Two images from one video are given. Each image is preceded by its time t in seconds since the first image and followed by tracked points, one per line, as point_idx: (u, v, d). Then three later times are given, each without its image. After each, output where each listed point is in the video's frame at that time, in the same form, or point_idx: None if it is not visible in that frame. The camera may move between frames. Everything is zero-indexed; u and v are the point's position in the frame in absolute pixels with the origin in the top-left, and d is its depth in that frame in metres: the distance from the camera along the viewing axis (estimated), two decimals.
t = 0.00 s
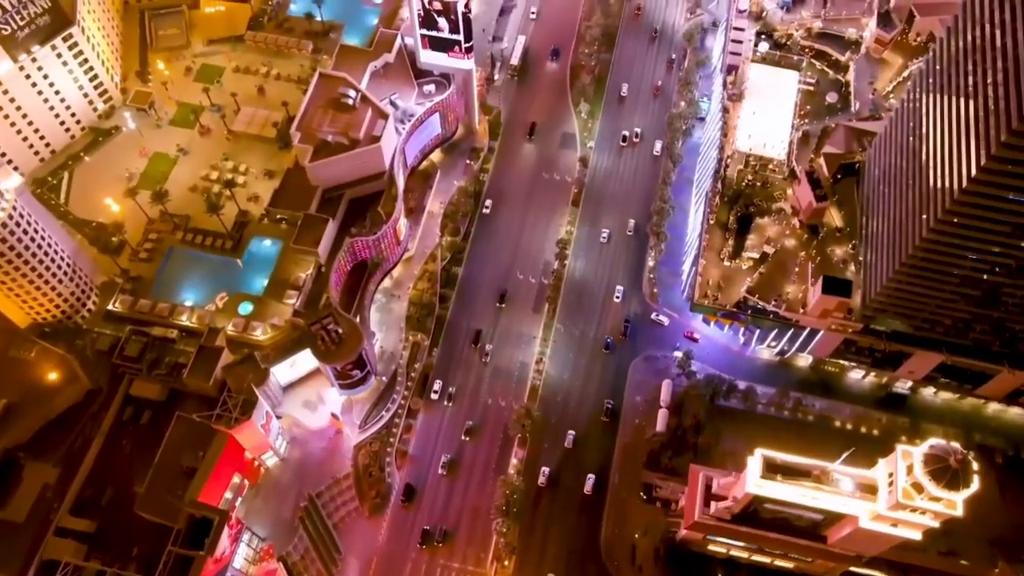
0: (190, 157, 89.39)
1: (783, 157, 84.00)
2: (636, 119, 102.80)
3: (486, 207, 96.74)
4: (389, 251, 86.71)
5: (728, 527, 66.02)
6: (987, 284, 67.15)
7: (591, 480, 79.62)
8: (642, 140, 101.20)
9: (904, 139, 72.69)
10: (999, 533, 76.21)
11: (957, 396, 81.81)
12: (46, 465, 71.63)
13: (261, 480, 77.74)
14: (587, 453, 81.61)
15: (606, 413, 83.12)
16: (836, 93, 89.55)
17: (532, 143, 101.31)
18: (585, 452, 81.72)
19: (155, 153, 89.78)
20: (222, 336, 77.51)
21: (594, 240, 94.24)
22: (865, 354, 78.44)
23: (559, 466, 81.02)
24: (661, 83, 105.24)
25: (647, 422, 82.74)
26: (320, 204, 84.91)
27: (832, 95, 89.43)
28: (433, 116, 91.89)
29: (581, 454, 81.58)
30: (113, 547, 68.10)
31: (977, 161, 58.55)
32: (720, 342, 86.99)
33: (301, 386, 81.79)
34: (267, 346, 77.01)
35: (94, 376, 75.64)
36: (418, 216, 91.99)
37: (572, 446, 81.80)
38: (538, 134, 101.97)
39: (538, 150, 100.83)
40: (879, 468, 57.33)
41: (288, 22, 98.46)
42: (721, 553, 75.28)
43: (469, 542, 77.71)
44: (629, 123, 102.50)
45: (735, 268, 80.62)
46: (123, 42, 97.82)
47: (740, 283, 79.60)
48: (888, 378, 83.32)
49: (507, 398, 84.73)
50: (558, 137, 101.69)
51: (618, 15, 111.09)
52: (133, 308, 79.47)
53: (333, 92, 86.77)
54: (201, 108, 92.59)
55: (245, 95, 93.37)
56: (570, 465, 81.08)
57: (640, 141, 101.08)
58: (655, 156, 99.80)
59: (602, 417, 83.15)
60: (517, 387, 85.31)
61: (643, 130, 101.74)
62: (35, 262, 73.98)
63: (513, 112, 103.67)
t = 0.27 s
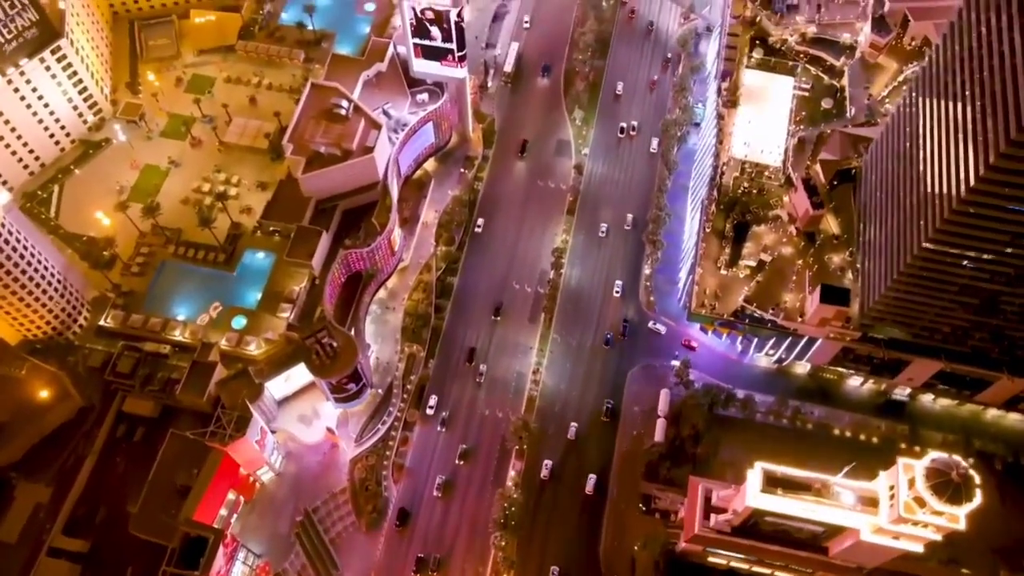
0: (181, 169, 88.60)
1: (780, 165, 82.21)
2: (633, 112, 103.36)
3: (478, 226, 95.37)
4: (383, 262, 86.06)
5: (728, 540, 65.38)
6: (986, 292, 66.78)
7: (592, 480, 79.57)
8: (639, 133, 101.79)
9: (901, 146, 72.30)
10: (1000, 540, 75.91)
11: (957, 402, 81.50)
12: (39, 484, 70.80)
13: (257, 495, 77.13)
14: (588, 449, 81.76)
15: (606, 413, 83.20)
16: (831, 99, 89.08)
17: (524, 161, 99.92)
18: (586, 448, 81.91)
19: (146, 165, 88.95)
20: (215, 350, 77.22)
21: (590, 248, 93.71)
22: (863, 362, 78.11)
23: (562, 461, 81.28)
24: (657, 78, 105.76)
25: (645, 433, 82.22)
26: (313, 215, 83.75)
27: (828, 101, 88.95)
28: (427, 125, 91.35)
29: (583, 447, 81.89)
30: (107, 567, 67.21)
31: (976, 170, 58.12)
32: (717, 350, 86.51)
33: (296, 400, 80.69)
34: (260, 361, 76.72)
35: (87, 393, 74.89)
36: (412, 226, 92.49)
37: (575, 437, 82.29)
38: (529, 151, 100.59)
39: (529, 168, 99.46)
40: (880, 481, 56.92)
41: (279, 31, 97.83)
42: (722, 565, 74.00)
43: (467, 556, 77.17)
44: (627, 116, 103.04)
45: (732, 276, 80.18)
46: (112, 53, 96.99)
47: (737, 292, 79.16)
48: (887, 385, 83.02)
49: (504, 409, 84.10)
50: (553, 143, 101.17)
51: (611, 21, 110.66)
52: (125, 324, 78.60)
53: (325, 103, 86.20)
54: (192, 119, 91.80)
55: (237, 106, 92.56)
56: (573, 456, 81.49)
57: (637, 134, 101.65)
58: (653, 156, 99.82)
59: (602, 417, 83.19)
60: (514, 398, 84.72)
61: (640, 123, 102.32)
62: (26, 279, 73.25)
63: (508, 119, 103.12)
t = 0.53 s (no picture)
0: (174, 180, 87.83)
1: (777, 170, 82.27)
2: (630, 106, 103.80)
3: (471, 243, 94.28)
4: (378, 272, 85.48)
5: (728, 552, 64.82)
6: (985, 299, 66.38)
7: (592, 479, 79.52)
8: (636, 126, 102.14)
9: (899, 153, 71.90)
10: (1001, 547, 75.58)
11: (956, 408, 81.30)
12: (32, 500, 70.10)
13: (253, 510, 76.42)
14: (589, 444, 82.03)
15: (606, 413, 83.18)
16: (827, 104, 88.81)
17: (517, 177, 98.81)
18: (586, 443, 82.16)
19: (138, 176, 88.19)
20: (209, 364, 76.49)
21: (586, 256, 93.24)
22: (862, 369, 77.73)
23: (564, 454, 81.59)
24: (654, 73, 106.03)
25: (644, 441, 81.75)
26: (307, 226, 83.56)
27: (824, 106, 88.70)
28: (421, 133, 90.86)
29: (585, 440, 82.24)
30: None
31: (974, 180, 57.73)
32: (715, 357, 86.05)
33: (291, 413, 80.38)
34: (255, 374, 76.13)
35: (80, 408, 73.93)
36: (407, 234, 91.69)
37: (577, 430, 82.64)
38: (522, 167, 99.51)
39: (522, 184, 98.32)
40: (881, 491, 56.43)
41: (272, 40, 97.17)
42: None
43: (466, 568, 76.55)
44: (624, 109, 103.46)
45: (730, 284, 79.77)
46: (103, 63, 96.25)
47: (735, 300, 78.73)
48: (886, 392, 82.67)
49: (501, 419, 83.51)
50: (548, 150, 100.71)
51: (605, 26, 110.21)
52: (119, 338, 77.90)
53: (318, 112, 85.55)
54: (184, 129, 91.07)
55: (229, 115, 91.88)
56: (576, 447, 81.96)
57: (635, 127, 101.98)
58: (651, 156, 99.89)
59: (602, 417, 83.18)
60: (512, 408, 84.13)
61: (637, 116, 102.69)
62: (17, 292, 72.21)
63: (502, 126, 102.61)
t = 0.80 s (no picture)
0: (164, 193, 86.93)
1: (771, 176, 82.65)
2: (626, 97, 104.31)
3: (463, 263, 92.97)
4: (372, 284, 84.85)
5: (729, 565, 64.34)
6: (984, 307, 65.90)
7: (593, 479, 79.34)
8: (632, 117, 102.60)
9: (895, 160, 71.38)
10: (1001, 553, 75.37)
11: (954, 413, 81.14)
12: (24, 523, 69.19)
13: (248, 527, 75.30)
14: (588, 439, 82.37)
15: (605, 413, 83.20)
16: (821, 109, 88.50)
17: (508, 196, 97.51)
18: (587, 435, 82.62)
19: (128, 190, 87.23)
20: (202, 380, 75.42)
21: (581, 264, 92.75)
22: (861, 376, 77.35)
23: (566, 446, 82.08)
24: (649, 66, 106.39)
25: (641, 452, 81.34)
26: (299, 239, 82.69)
27: (818, 111, 88.36)
28: (414, 142, 90.12)
29: (586, 432, 82.73)
30: None
31: (971, 190, 57.22)
32: (712, 366, 85.55)
33: (286, 428, 79.48)
34: (249, 390, 75.20)
35: (72, 426, 73.39)
36: (401, 244, 90.61)
37: (580, 422, 83.11)
38: (514, 186, 98.20)
39: (513, 203, 97.03)
40: (882, 504, 55.99)
41: (262, 49, 96.22)
42: None
43: None
44: (619, 100, 103.93)
45: (726, 292, 79.43)
46: (91, 75, 95.23)
47: (732, 308, 78.38)
48: (884, 398, 82.36)
49: (498, 431, 82.87)
50: (541, 157, 100.18)
51: (598, 31, 109.71)
52: (110, 354, 76.99)
53: (309, 123, 84.94)
54: (174, 141, 90.17)
55: (220, 127, 91.06)
56: (579, 436, 82.56)
57: (630, 119, 102.42)
58: (642, 163, 99.27)
59: (602, 417, 83.21)
60: (509, 419, 83.51)
61: (632, 108, 103.19)
62: (7, 311, 71.53)
63: (495, 133, 102.04)
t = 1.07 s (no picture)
0: (156, 206, 86.09)
1: (767, 183, 83.22)
2: (622, 90, 104.93)
3: (457, 282, 91.94)
4: (367, 295, 84.07)
5: None
6: (983, 315, 65.52)
7: (594, 479, 79.40)
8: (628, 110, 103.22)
9: (893, 168, 70.98)
10: (1001, 561, 75.14)
11: (953, 420, 80.77)
12: (14, 542, 67.54)
13: (243, 544, 74.13)
14: (589, 434, 82.55)
15: (605, 413, 83.17)
16: (816, 115, 88.15)
17: (501, 215, 96.28)
18: (589, 430, 82.81)
19: (119, 203, 86.32)
20: (196, 396, 74.31)
21: (578, 273, 92.17)
22: (859, 385, 77.05)
23: (568, 438, 82.43)
24: (645, 61, 106.92)
25: (640, 462, 80.78)
26: (293, 251, 82.26)
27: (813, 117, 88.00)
28: (407, 152, 89.66)
29: (587, 427, 82.94)
30: None
31: (971, 200, 56.69)
32: (710, 375, 85.02)
33: (282, 442, 77.57)
34: (243, 406, 74.02)
35: (64, 444, 72.08)
36: (396, 254, 89.06)
37: (581, 414, 83.53)
38: (507, 205, 96.97)
39: (505, 222, 95.76)
40: (884, 517, 55.63)
41: (253, 59, 95.44)
42: None
43: None
44: (616, 93, 104.59)
45: (724, 301, 78.77)
46: (81, 86, 94.25)
47: (730, 317, 77.81)
48: (883, 405, 81.86)
49: (496, 442, 82.26)
50: (536, 165, 99.66)
51: (591, 37, 109.42)
52: (103, 370, 76.19)
53: (302, 134, 84.42)
54: (166, 153, 89.37)
55: (212, 138, 90.28)
56: (580, 429, 82.86)
57: (627, 112, 103.00)
58: (638, 169, 98.76)
59: (602, 418, 83.15)
60: (506, 430, 82.88)
61: (629, 101, 103.80)
62: None
63: (490, 142, 101.54)
